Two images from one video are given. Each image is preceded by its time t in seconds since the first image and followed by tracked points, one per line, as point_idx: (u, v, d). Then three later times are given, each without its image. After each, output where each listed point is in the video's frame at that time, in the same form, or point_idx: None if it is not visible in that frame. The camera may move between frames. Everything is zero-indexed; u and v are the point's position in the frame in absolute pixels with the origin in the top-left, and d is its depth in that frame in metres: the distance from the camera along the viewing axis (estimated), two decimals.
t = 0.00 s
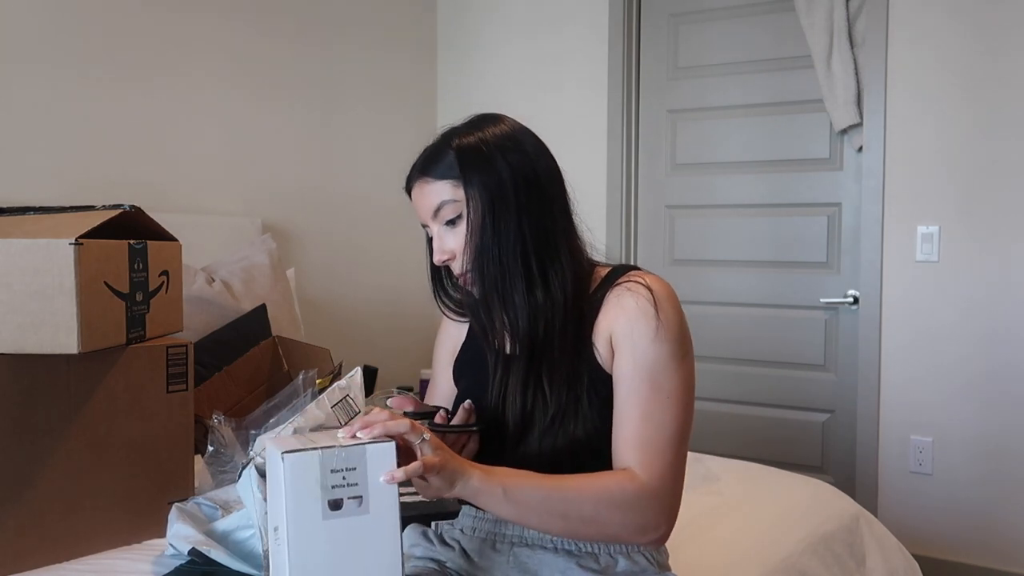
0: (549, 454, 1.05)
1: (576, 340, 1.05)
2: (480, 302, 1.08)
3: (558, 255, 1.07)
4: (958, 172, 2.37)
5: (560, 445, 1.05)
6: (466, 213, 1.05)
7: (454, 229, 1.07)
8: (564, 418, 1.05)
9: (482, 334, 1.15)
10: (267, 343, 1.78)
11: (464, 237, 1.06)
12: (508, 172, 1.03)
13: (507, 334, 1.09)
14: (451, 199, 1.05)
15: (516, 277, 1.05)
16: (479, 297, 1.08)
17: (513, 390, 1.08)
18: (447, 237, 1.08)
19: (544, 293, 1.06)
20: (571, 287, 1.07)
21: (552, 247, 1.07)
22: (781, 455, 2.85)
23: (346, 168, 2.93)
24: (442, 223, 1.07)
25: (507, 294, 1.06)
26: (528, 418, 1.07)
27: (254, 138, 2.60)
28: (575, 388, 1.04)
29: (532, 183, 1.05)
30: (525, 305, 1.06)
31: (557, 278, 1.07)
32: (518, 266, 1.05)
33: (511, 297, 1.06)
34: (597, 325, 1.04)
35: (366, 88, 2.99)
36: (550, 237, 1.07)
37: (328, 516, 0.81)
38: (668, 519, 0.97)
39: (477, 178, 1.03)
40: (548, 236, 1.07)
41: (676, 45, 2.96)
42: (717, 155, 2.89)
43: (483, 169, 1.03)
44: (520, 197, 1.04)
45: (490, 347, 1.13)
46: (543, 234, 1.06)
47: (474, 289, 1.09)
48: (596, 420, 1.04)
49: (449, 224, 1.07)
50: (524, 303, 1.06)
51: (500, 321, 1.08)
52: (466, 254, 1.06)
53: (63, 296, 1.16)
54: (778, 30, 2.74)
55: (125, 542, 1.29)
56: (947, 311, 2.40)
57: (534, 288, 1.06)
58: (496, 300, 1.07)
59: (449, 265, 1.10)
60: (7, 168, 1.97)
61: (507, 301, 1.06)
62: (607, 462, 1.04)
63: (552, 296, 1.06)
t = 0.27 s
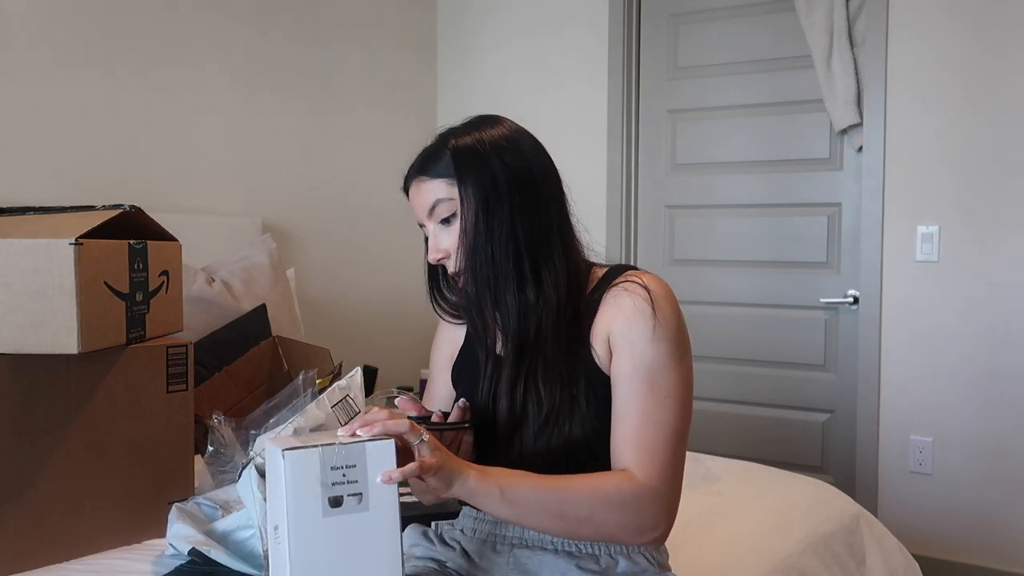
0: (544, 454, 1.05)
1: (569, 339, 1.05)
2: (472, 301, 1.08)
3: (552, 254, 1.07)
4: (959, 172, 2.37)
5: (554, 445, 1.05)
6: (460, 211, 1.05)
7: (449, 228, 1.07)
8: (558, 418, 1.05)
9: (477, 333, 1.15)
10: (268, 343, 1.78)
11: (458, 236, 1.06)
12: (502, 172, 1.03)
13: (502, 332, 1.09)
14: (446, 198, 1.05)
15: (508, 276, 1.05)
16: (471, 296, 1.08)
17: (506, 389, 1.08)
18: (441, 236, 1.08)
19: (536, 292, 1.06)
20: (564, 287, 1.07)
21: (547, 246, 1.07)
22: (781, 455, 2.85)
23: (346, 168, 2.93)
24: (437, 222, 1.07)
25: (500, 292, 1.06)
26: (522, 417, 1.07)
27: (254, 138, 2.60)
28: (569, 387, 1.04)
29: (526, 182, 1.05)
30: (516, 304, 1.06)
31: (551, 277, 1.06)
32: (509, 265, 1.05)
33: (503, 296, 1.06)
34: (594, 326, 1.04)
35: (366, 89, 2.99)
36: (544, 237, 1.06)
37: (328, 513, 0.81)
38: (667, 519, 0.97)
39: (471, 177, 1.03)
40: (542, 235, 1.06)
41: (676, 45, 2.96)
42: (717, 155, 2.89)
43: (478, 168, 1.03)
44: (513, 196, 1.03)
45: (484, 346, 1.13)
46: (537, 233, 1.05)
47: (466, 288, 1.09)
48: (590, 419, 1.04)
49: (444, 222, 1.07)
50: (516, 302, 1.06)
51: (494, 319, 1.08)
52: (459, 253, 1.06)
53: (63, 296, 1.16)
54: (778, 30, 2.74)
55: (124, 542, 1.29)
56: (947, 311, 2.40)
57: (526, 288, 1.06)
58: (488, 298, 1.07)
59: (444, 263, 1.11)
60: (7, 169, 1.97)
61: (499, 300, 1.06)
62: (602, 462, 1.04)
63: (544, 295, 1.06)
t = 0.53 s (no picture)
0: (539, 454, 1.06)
1: (562, 340, 1.05)
2: (465, 301, 1.09)
3: (544, 254, 1.06)
4: (959, 172, 2.37)
5: (546, 445, 1.05)
6: (452, 212, 1.05)
7: (441, 228, 1.07)
8: (552, 418, 1.05)
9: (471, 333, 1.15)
10: (268, 343, 1.78)
11: (450, 237, 1.07)
12: (493, 172, 1.03)
13: (495, 333, 1.09)
14: (438, 198, 1.05)
15: (499, 276, 1.05)
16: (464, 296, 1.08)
17: (500, 388, 1.08)
18: (434, 236, 1.08)
19: (528, 292, 1.06)
20: (557, 287, 1.06)
21: (539, 246, 1.06)
22: (781, 455, 2.85)
23: (346, 168, 2.93)
24: (430, 222, 1.07)
25: (492, 293, 1.06)
26: (517, 416, 1.08)
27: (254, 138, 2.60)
28: (563, 387, 1.04)
29: (519, 183, 1.04)
30: (507, 304, 1.06)
31: (543, 277, 1.06)
32: (501, 265, 1.05)
33: (495, 296, 1.06)
34: (589, 326, 1.04)
35: (366, 89, 2.99)
36: (537, 237, 1.06)
37: (332, 515, 0.81)
38: (666, 520, 0.97)
39: (463, 178, 1.03)
40: (535, 235, 1.06)
41: (677, 45, 2.95)
42: (717, 155, 2.89)
43: (469, 168, 1.03)
44: (505, 196, 1.03)
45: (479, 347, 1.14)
46: (529, 232, 1.05)
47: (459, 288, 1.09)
48: (584, 419, 1.04)
49: (436, 223, 1.07)
50: (508, 302, 1.06)
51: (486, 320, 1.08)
52: (451, 253, 1.07)
53: (63, 296, 1.16)
54: (778, 30, 2.74)
55: (125, 542, 1.29)
56: (947, 311, 2.40)
57: (517, 288, 1.06)
58: (480, 298, 1.07)
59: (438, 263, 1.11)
60: (7, 168, 1.97)
61: (492, 301, 1.06)
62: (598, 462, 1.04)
63: (536, 296, 1.06)
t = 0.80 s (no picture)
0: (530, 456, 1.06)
1: (551, 341, 1.05)
2: (455, 301, 1.09)
3: (534, 254, 1.06)
4: (959, 172, 2.37)
5: (534, 445, 1.06)
6: (442, 211, 1.04)
7: (433, 228, 1.07)
8: (540, 419, 1.05)
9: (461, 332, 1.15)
10: (267, 342, 1.78)
11: (440, 237, 1.06)
12: (483, 171, 1.03)
13: (484, 333, 1.09)
14: (429, 197, 1.05)
15: (489, 276, 1.05)
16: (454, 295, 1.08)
17: (488, 389, 1.09)
18: (425, 236, 1.08)
19: (517, 293, 1.06)
20: (546, 288, 1.06)
21: (530, 246, 1.06)
22: (781, 455, 2.85)
23: (346, 168, 2.93)
24: (421, 221, 1.07)
25: (481, 293, 1.06)
26: (507, 416, 1.08)
27: (254, 138, 2.60)
28: (552, 389, 1.04)
29: (510, 183, 1.04)
30: (496, 304, 1.06)
31: (533, 278, 1.06)
32: (490, 265, 1.04)
33: (484, 296, 1.06)
34: (583, 327, 1.04)
35: (366, 89, 2.99)
36: (527, 237, 1.05)
37: (334, 519, 0.81)
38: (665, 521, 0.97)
39: (453, 178, 1.03)
40: (525, 235, 1.05)
41: (676, 45, 2.95)
42: (717, 155, 2.89)
43: (460, 167, 1.03)
44: (495, 196, 1.03)
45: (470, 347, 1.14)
46: (519, 233, 1.05)
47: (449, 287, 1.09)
48: (573, 421, 1.03)
49: (427, 222, 1.07)
50: (496, 302, 1.06)
51: (475, 320, 1.08)
52: (441, 253, 1.07)
53: (63, 296, 1.16)
54: (778, 30, 2.74)
55: (125, 542, 1.29)
56: (947, 311, 2.40)
57: (507, 288, 1.06)
58: (470, 298, 1.07)
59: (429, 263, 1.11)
60: (7, 168, 1.97)
61: (481, 301, 1.07)
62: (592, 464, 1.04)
63: (525, 296, 1.06)
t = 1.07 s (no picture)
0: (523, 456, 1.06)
1: (542, 342, 1.05)
2: (449, 301, 1.09)
3: (527, 255, 1.06)
4: (959, 173, 2.37)
5: (527, 446, 1.06)
6: (434, 213, 1.04)
7: (425, 229, 1.07)
8: (533, 419, 1.05)
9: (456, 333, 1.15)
10: (268, 342, 1.78)
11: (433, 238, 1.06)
12: (474, 172, 1.03)
13: (478, 334, 1.09)
14: (421, 199, 1.05)
15: (481, 277, 1.05)
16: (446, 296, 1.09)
17: (481, 389, 1.10)
18: (418, 237, 1.08)
19: (508, 294, 1.06)
20: (537, 289, 1.06)
21: (521, 247, 1.05)
22: (782, 455, 2.85)
23: (347, 168, 2.93)
24: (414, 223, 1.07)
25: (473, 294, 1.06)
26: (500, 416, 1.09)
27: (254, 138, 2.60)
28: (544, 389, 1.04)
29: (501, 183, 1.04)
30: (488, 305, 1.06)
31: (524, 279, 1.06)
32: (482, 266, 1.05)
33: (477, 297, 1.06)
34: (576, 330, 1.04)
35: (366, 89, 2.99)
36: (519, 237, 1.05)
37: (329, 519, 0.81)
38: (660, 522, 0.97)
39: (444, 179, 1.03)
40: (517, 236, 1.05)
41: (676, 45, 2.95)
42: (717, 156, 2.89)
43: (451, 169, 1.03)
44: (486, 197, 1.03)
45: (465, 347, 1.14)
46: (510, 234, 1.04)
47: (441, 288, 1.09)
48: (565, 422, 1.03)
49: (420, 223, 1.07)
50: (488, 303, 1.06)
51: (468, 321, 1.09)
52: (434, 254, 1.07)
53: (63, 296, 1.16)
54: (778, 30, 2.73)
55: (125, 542, 1.29)
56: (947, 311, 2.40)
57: (499, 289, 1.06)
58: (462, 299, 1.07)
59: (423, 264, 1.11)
60: (7, 168, 1.97)
61: (473, 302, 1.07)
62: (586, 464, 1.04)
63: (517, 297, 1.06)
